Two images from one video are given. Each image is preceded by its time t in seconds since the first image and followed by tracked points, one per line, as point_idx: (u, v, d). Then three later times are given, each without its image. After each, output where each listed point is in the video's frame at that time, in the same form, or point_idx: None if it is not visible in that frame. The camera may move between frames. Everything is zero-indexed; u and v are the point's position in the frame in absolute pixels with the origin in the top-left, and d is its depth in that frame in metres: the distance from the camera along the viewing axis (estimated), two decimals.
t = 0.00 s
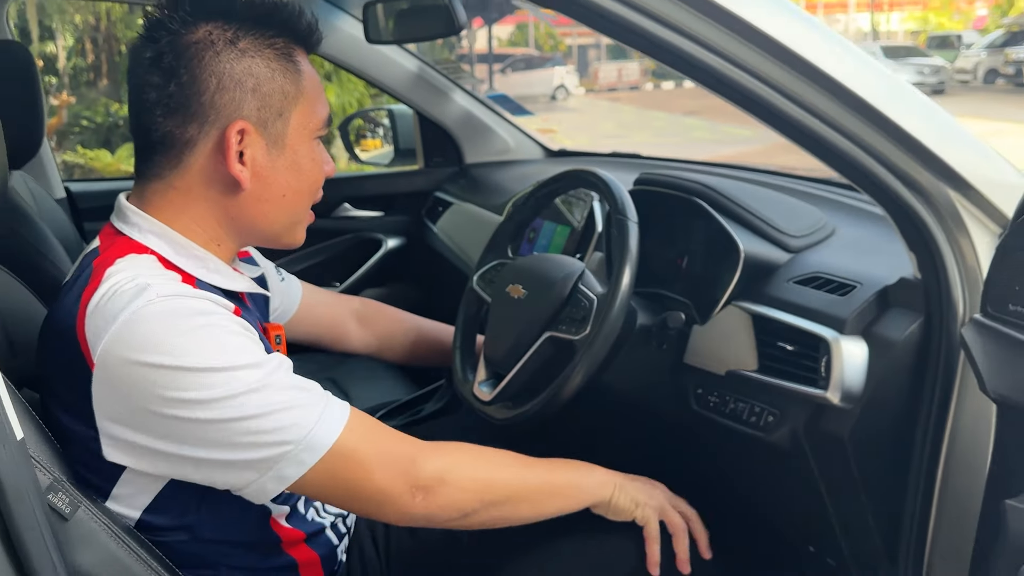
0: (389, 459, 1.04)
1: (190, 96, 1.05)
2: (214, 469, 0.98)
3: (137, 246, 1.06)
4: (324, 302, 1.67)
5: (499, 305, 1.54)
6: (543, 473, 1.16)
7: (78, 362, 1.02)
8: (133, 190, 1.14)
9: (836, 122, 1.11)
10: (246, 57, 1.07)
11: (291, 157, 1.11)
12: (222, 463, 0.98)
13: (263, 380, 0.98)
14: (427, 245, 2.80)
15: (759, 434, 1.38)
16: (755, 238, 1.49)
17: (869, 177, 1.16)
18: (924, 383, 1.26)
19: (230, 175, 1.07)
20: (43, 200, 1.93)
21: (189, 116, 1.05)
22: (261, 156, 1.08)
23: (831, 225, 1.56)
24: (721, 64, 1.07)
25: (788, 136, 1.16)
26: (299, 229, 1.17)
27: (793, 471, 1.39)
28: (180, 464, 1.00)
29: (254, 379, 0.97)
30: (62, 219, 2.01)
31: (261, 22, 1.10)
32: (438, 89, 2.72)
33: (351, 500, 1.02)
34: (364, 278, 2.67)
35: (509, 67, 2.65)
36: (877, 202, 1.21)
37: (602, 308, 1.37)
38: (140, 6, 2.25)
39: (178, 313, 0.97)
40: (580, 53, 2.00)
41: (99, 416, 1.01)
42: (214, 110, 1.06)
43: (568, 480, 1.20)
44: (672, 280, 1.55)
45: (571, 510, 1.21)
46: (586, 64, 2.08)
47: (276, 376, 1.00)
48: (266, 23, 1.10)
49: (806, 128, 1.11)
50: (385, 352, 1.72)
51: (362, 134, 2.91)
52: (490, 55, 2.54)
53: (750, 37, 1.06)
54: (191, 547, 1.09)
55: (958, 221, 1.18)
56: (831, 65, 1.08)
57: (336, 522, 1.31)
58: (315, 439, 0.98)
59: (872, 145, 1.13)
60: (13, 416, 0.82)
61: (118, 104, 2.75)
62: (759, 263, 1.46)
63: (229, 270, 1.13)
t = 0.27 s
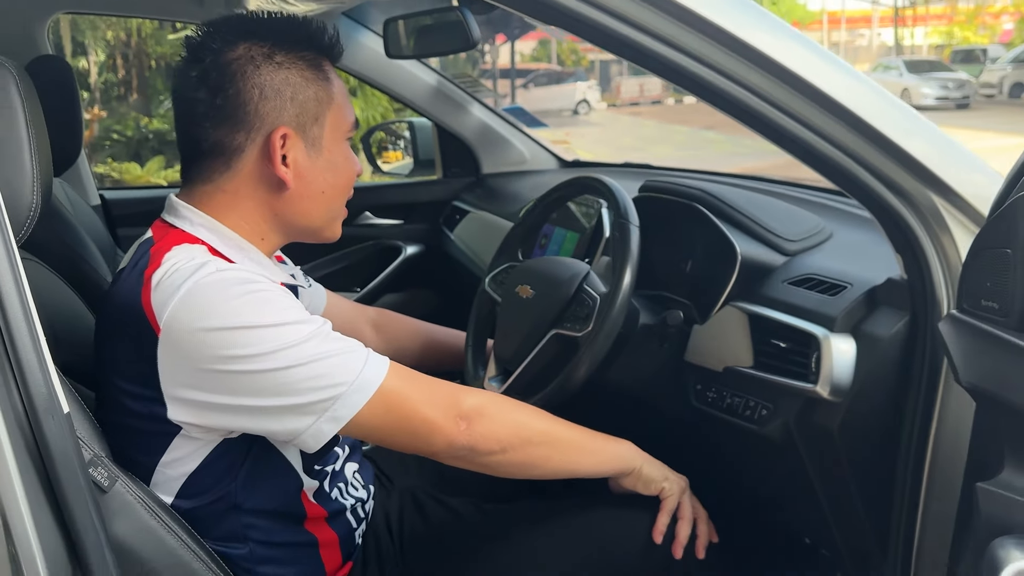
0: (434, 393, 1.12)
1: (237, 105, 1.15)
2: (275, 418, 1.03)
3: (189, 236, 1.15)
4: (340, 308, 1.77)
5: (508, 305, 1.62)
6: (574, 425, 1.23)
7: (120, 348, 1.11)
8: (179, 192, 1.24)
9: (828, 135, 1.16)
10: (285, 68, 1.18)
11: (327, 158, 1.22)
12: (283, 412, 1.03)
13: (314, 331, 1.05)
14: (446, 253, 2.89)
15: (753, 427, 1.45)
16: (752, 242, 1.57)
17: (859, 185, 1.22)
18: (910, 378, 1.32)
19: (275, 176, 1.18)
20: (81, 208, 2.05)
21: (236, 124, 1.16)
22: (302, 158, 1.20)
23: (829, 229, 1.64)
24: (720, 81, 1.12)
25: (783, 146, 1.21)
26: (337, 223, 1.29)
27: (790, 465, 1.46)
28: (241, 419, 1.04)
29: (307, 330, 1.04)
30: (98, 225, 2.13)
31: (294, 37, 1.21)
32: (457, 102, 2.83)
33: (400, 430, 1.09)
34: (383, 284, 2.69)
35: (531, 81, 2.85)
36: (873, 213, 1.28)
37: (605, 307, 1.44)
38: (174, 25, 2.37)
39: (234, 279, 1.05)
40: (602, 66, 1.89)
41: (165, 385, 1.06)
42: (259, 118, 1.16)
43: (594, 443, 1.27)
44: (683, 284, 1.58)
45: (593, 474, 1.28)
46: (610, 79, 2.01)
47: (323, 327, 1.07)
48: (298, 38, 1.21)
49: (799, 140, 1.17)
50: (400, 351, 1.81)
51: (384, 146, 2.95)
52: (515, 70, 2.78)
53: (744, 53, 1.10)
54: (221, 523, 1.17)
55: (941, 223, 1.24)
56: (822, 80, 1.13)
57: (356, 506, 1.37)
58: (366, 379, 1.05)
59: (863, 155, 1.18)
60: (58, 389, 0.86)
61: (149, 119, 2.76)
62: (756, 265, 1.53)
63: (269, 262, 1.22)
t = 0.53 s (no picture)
0: (433, 387, 1.14)
1: (253, 112, 1.16)
2: (279, 403, 1.06)
3: (203, 233, 1.16)
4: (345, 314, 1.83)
5: (509, 309, 1.66)
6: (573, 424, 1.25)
7: (130, 345, 1.15)
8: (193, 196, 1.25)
9: (815, 143, 1.20)
10: (301, 78, 1.19)
11: (339, 166, 1.23)
12: (288, 397, 1.06)
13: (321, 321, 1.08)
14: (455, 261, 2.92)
15: (745, 430, 1.48)
16: (746, 249, 1.60)
17: (847, 193, 1.25)
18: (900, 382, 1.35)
19: (289, 181, 1.19)
20: (97, 215, 2.12)
21: (251, 131, 1.17)
22: (315, 165, 1.20)
23: (826, 236, 1.66)
24: (713, 93, 1.16)
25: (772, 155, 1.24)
26: (346, 230, 1.29)
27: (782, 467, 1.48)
28: (248, 404, 1.08)
29: (313, 321, 1.08)
30: (115, 233, 2.19)
31: (309, 48, 1.22)
32: (467, 113, 2.88)
33: (399, 421, 1.11)
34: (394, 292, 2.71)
35: (550, 92, 2.83)
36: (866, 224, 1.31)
37: (600, 310, 1.48)
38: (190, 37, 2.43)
39: (245, 270, 1.08)
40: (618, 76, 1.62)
41: (177, 369, 1.10)
42: (275, 126, 1.17)
43: (591, 442, 1.28)
44: (675, 288, 1.67)
45: (590, 473, 1.29)
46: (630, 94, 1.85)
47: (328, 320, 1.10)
48: (314, 49, 1.23)
49: (786, 149, 1.21)
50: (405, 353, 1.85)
51: (396, 156, 3.01)
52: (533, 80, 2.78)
53: (732, 63, 1.15)
54: (221, 518, 1.20)
55: (928, 229, 1.27)
56: (809, 91, 1.18)
57: (359, 502, 1.40)
58: (369, 368, 1.08)
59: (849, 163, 1.22)
60: (65, 384, 0.90)
61: (171, 130, 2.90)
62: (750, 272, 1.56)
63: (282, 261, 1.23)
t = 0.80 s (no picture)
0: (400, 390, 1.15)
1: (220, 116, 1.22)
2: (246, 405, 1.08)
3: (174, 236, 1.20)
4: (333, 323, 1.84)
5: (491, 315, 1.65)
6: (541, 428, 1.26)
7: (104, 348, 1.17)
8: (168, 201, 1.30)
9: (787, 148, 1.20)
10: (266, 82, 1.25)
11: (305, 168, 1.28)
12: (252, 398, 1.08)
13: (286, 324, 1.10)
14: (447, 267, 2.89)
15: (723, 437, 1.48)
16: (728, 257, 1.59)
17: (822, 199, 1.24)
18: (878, 388, 1.35)
19: (256, 182, 1.24)
20: (95, 220, 2.12)
21: (219, 133, 1.22)
22: (282, 166, 1.25)
23: (812, 243, 1.65)
24: (682, 97, 1.16)
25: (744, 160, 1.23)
26: (318, 231, 1.34)
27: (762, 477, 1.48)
28: (215, 405, 1.10)
29: (278, 324, 1.09)
30: (112, 239, 2.21)
31: (275, 55, 1.28)
32: (463, 120, 2.85)
33: (365, 423, 1.12)
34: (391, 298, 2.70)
35: (564, 101, 2.90)
36: (841, 229, 1.30)
37: (579, 317, 1.47)
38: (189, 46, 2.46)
39: (211, 273, 1.10)
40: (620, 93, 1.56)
41: (146, 371, 1.12)
42: (241, 128, 1.23)
43: (561, 446, 1.29)
44: (663, 296, 1.66)
45: (560, 479, 1.30)
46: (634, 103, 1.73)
47: (294, 321, 1.11)
48: (279, 55, 1.29)
49: (760, 155, 1.20)
50: (393, 359, 1.86)
51: (399, 163, 3.01)
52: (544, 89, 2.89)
53: (702, 69, 1.15)
54: (193, 520, 1.21)
55: (906, 235, 1.26)
56: (779, 96, 1.18)
57: (336, 507, 1.39)
58: (333, 371, 1.09)
59: (822, 169, 1.21)
60: (30, 389, 0.93)
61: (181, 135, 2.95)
62: (731, 279, 1.56)
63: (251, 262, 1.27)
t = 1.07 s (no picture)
0: (375, 385, 1.15)
1: (203, 114, 1.22)
2: (219, 399, 1.09)
3: (154, 232, 1.21)
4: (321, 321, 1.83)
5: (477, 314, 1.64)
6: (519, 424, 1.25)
7: (82, 341, 1.18)
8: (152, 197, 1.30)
9: (764, 147, 1.18)
10: (250, 80, 1.24)
11: (289, 166, 1.28)
12: (226, 392, 1.09)
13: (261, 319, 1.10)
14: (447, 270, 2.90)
15: (703, 436, 1.49)
16: (711, 256, 1.59)
17: (799, 198, 1.22)
18: (857, 386, 1.35)
19: (238, 180, 1.24)
20: (93, 221, 2.12)
21: (201, 131, 1.22)
22: (265, 165, 1.25)
23: (798, 242, 1.65)
24: (656, 94, 1.14)
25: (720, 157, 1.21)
26: (301, 229, 1.33)
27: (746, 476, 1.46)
28: (189, 399, 1.10)
29: (253, 319, 1.10)
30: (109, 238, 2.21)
31: (260, 53, 1.28)
32: (460, 122, 2.83)
33: (340, 419, 1.12)
34: (389, 299, 2.70)
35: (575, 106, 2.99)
36: (819, 229, 1.27)
37: (559, 314, 1.48)
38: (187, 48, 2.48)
39: (188, 268, 1.11)
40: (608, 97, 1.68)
41: (122, 365, 1.13)
42: (223, 126, 1.22)
43: (540, 443, 1.28)
44: (652, 294, 1.65)
45: (540, 476, 1.29)
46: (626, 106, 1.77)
47: (269, 317, 1.12)
48: (264, 54, 1.29)
49: (737, 153, 1.18)
50: (382, 357, 1.87)
51: (400, 166, 3.00)
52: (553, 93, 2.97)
53: (676, 66, 1.14)
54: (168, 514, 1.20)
55: (883, 233, 1.24)
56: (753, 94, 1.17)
57: (316, 503, 1.39)
58: (307, 366, 1.09)
59: (799, 166, 1.20)
60: None
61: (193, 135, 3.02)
62: (714, 277, 1.55)
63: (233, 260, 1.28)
